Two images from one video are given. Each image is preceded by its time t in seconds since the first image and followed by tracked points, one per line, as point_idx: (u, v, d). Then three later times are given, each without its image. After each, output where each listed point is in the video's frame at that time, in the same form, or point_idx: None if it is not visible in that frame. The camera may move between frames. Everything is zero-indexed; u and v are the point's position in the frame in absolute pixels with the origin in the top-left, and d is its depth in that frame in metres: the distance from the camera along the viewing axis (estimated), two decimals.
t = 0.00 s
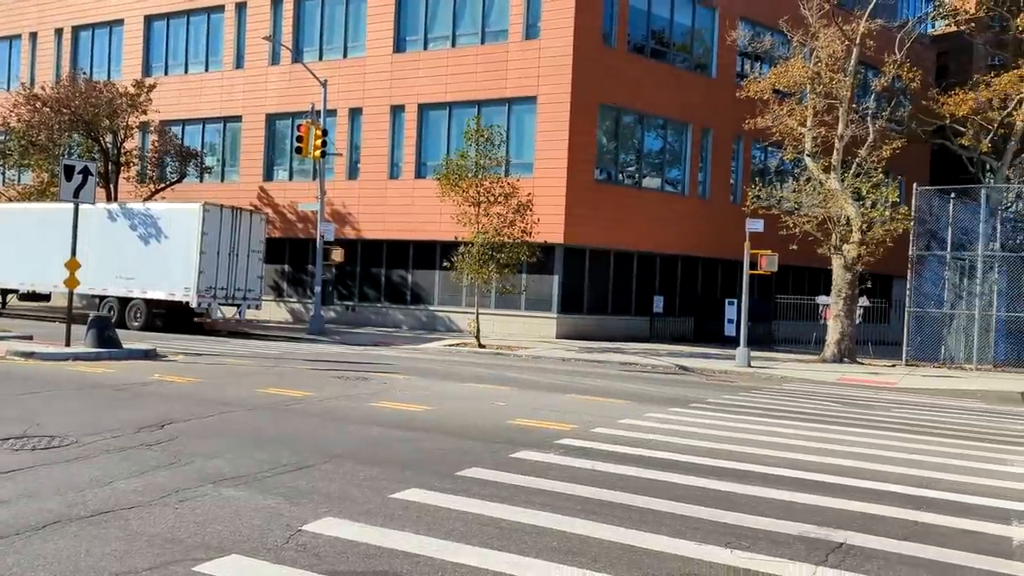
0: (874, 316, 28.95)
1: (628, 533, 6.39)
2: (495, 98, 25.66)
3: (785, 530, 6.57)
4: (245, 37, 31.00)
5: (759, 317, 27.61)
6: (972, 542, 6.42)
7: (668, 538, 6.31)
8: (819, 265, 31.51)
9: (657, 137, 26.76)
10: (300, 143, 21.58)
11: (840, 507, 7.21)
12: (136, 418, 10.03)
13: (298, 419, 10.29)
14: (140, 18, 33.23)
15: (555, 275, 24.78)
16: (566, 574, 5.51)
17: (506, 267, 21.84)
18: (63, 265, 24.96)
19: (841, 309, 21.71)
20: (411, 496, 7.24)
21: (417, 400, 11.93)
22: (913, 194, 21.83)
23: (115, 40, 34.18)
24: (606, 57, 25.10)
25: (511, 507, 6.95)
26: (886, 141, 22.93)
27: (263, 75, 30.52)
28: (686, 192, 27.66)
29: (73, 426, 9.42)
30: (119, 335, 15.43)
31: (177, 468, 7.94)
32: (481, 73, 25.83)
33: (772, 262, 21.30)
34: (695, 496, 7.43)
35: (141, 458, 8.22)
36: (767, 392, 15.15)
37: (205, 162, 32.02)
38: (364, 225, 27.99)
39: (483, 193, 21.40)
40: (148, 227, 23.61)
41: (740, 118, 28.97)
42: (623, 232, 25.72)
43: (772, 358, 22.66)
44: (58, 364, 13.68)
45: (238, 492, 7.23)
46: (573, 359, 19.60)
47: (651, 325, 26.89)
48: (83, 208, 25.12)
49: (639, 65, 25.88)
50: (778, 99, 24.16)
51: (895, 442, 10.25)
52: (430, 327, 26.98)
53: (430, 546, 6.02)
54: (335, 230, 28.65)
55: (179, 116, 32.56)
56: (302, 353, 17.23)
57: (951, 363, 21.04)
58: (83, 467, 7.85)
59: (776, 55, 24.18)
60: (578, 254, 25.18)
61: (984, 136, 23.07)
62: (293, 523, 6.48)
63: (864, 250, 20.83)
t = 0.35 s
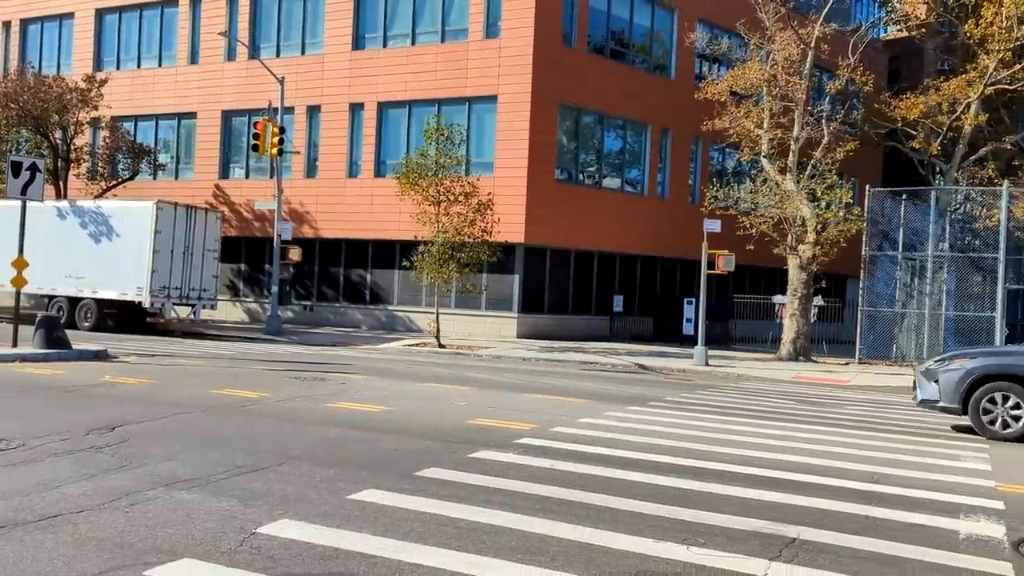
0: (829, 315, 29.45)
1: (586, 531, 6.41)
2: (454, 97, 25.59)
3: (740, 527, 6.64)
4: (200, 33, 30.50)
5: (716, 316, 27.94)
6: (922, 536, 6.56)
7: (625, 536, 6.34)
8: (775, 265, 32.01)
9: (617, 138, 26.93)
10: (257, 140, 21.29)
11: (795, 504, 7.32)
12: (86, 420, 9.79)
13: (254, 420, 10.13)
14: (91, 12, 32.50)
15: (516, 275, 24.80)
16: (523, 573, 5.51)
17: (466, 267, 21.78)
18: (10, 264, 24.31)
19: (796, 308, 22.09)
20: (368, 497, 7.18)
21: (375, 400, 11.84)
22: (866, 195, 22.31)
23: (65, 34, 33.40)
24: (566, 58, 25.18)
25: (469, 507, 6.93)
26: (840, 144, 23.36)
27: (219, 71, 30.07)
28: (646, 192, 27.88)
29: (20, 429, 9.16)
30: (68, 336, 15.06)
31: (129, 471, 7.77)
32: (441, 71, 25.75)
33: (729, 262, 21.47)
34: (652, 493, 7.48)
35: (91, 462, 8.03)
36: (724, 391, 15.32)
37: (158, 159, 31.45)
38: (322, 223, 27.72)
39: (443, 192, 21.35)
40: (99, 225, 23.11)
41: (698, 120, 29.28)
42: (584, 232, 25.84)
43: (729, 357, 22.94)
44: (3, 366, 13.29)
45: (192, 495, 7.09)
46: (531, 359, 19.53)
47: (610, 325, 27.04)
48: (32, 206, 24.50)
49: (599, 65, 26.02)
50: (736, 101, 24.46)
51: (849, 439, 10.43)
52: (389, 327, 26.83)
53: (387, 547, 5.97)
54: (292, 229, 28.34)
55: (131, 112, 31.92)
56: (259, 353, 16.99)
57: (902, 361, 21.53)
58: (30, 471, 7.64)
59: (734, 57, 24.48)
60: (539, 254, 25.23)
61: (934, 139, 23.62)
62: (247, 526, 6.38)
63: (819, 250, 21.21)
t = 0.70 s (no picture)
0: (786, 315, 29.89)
1: (544, 531, 6.41)
2: (415, 96, 25.47)
3: (697, 523, 6.70)
4: (154, 28, 29.95)
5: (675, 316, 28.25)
6: (875, 531, 6.67)
7: (583, 535, 6.35)
8: (734, 265, 32.43)
9: (577, 138, 27.04)
10: (213, 138, 20.95)
11: (750, 500, 7.41)
12: (34, 423, 9.53)
13: (209, 422, 9.96)
14: (41, 5, 31.72)
15: (477, 275, 24.78)
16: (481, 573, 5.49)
17: (427, 266, 21.70)
18: None
19: (754, 308, 22.36)
20: (325, 498, 7.10)
21: (334, 401, 11.72)
22: (822, 197, 22.73)
23: (14, 27, 32.55)
24: (527, 58, 25.21)
25: (427, 507, 6.89)
26: (797, 145, 23.75)
27: (174, 67, 29.56)
28: (606, 193, 28.05)
29: None
30: (15, 337, 14.65)
31: (78, 475, 7.58)
32: (401, 69, 25.60)
33: (688, 262, 21.60)
34: (610, 492, 7.51)
35: (39, 465, 7.82)
36: (682, 389, 15.45)
37: (110, 156, 30.80)
38: (280, 222, 27.40)
39: (403, 191, 21.24)
40: (49, 223, 22.59)
41: (658, 120, 29.53)
42: (545, 232, 25.90)
43: (689, 356, 23.18)
44: None
45: (144, 499, 6.95)
46: (494, 359, 19.53)
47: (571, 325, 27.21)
48: None
49: (560, 66, 26.10)
50: (694, 103, 24.69)
51: (804, 436, 10.60)
52: (348, 327, 26.62)
53: (344, 549, 5.91)
54: (249, 228, 27.97)
55: (83, 108, 31.21)
56: (215, 354, 16.70)
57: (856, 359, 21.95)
58: None
59: (693, 59, 24.74)
60: (500, 253, 25.24)
61: (887, 142, 24.11)
62: (201, 529, 6.26)
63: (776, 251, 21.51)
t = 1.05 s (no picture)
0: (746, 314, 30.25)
1: (504, 531, 6.39)
2: (376, 94, 25.30)
3: (655, 521, 6.74)
4: (108, 23, 29.37)
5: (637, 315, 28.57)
6: (829, 526, 6.78)
7: (543, 534, 6.35)
8: (694, 265, 32.75)
9: (540, 138, 27.08)
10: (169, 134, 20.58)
11: (709, 498, 7.47)
12: None
13: (164, 424, 9.78)
14: None
15: (440, 274, 24.69)
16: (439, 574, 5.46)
17: (388, 266, 21.56)
18: None
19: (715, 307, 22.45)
20: (282, 501, 7.00)
21: (293, 401, 11.59)
22: (780, 198, 23.03)
23: None
24: (490, 57, 25.19)
25: (386, 508, 6.84)
26: (756, 147, 24.04)
27: (129, 63, 29.01)
28: (569, 192, 28.13)
29: None
30: None
31: (26, 479, 7.39)
32: (363, 67, 25.41)
33: (650, 262, 21.69)
34: (570, 491, 7.53)
35: None
36: (643, 388, 15.56)
37: (63, 153, 30.11)
38: (238, 221, 27.04)
39: (365, 189, 21.08)
40: None
41: (620, 121, 29.69)
42: (508, 231, 25.91)
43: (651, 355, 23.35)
44: None
45: (95, 503, 6.80)
46: (456, 359, 19.47)
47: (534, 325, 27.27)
48: None
49: (522, 66, 26.11)
50: (656, 104, 24.85)
51: (762, 434, 10.73)
52: (308, 327, 26.35)
53: (301, 551, 5.84)
54: (207, 227, 27.54)
55: (34, 103, 30.47)
56: (170, 355, 16.43)
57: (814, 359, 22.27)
58: None
59: (654, 61, 24.89)
60: (463, 252, 25.18)
61: (844, 144, 24.51)
62: (154, 533, 6.14)
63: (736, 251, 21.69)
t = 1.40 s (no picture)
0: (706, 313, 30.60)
1: (463, 531, 6.37)
2: (336, 92, 25.08)
3: (614, 519, 6.78)
4: (60, 17, 28.71)
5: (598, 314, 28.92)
6: (784, 523, 6.87)
7: (502, 534, 6.34)
8: (654, 265, 33.03)
9: (502, 138, 27.08)
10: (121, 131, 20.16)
11: (667, 495, 7.53)
12: None
13: (115, 426, 9.58)
14: None
15: (401, 274, 24.55)
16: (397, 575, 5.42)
17: (348, 265, 21.39)
18: None
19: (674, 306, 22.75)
20: (238, 503, 6.90)
21: (249, 402, 11.43)
22: (738, 199, 23.30)
23: None
24: (451, 55, 25.13)
25: (344, 510, 6.78)
26: (715, 148, 24.30)
27: (81, 58, 28.41)
28: (530, 192, 28.17)
29: None
30: None
31: None
32: (323, 64, 25.17)
33: (610, 262, 21.76)
34: (529, 490, 7.53)
35: None
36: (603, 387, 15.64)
37: (12, 149, 29.39)
38: (194, 220, 26.62)
39: (325, 188, 20.90)
40: None
41: (582, 122, 29.82)
42: (469, 231, 25.85)
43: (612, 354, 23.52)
44: None
45: (43, 507, 6.63)
46: (417, 359, 19.39)
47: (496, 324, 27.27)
48: None
49: (483, 65, 26.08)
50: (617, 104, 24.98)
51: (721, 433, 10.85)
52: (267, 328, 26.02)
53: (257, 554, 5.75)
54: (161, 225, 27.05)
55: None
56: (123, 356, 16.10)
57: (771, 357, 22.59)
58: None
59: (615, 61, 25.03)
60: (423, 251, 25.09)
61: (800, 146, 24.91)
62: (104, 537, 6.01)
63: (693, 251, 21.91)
